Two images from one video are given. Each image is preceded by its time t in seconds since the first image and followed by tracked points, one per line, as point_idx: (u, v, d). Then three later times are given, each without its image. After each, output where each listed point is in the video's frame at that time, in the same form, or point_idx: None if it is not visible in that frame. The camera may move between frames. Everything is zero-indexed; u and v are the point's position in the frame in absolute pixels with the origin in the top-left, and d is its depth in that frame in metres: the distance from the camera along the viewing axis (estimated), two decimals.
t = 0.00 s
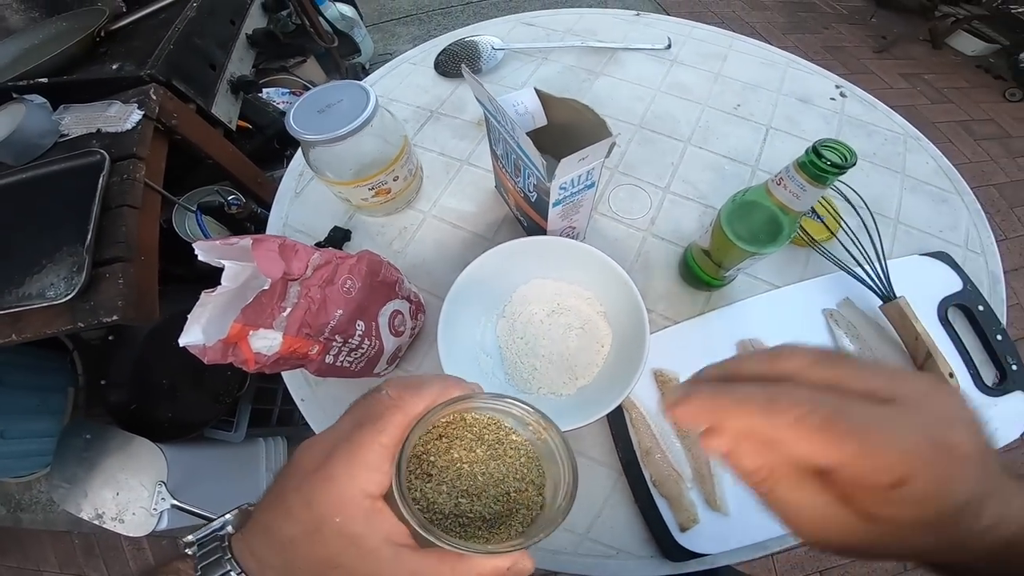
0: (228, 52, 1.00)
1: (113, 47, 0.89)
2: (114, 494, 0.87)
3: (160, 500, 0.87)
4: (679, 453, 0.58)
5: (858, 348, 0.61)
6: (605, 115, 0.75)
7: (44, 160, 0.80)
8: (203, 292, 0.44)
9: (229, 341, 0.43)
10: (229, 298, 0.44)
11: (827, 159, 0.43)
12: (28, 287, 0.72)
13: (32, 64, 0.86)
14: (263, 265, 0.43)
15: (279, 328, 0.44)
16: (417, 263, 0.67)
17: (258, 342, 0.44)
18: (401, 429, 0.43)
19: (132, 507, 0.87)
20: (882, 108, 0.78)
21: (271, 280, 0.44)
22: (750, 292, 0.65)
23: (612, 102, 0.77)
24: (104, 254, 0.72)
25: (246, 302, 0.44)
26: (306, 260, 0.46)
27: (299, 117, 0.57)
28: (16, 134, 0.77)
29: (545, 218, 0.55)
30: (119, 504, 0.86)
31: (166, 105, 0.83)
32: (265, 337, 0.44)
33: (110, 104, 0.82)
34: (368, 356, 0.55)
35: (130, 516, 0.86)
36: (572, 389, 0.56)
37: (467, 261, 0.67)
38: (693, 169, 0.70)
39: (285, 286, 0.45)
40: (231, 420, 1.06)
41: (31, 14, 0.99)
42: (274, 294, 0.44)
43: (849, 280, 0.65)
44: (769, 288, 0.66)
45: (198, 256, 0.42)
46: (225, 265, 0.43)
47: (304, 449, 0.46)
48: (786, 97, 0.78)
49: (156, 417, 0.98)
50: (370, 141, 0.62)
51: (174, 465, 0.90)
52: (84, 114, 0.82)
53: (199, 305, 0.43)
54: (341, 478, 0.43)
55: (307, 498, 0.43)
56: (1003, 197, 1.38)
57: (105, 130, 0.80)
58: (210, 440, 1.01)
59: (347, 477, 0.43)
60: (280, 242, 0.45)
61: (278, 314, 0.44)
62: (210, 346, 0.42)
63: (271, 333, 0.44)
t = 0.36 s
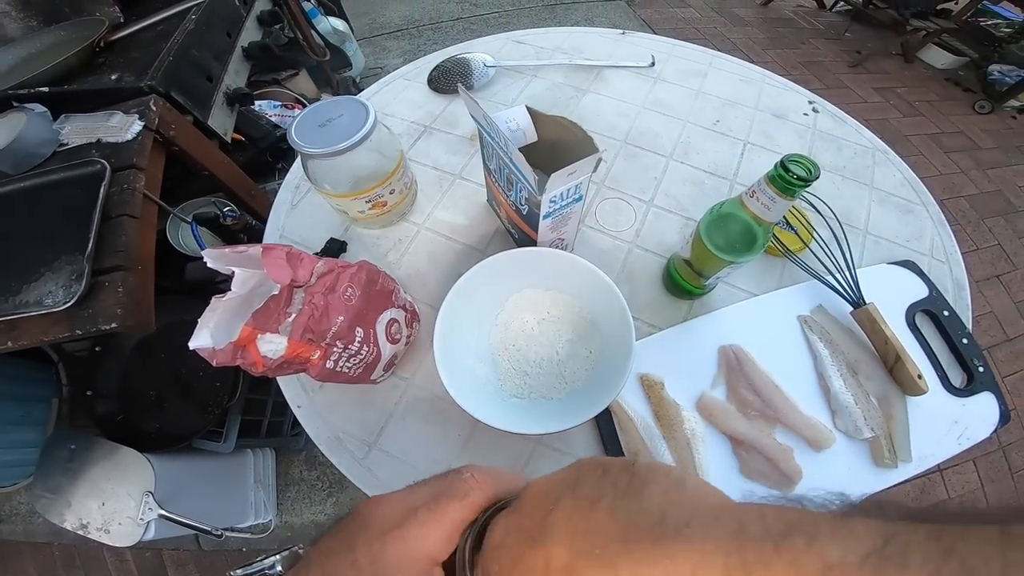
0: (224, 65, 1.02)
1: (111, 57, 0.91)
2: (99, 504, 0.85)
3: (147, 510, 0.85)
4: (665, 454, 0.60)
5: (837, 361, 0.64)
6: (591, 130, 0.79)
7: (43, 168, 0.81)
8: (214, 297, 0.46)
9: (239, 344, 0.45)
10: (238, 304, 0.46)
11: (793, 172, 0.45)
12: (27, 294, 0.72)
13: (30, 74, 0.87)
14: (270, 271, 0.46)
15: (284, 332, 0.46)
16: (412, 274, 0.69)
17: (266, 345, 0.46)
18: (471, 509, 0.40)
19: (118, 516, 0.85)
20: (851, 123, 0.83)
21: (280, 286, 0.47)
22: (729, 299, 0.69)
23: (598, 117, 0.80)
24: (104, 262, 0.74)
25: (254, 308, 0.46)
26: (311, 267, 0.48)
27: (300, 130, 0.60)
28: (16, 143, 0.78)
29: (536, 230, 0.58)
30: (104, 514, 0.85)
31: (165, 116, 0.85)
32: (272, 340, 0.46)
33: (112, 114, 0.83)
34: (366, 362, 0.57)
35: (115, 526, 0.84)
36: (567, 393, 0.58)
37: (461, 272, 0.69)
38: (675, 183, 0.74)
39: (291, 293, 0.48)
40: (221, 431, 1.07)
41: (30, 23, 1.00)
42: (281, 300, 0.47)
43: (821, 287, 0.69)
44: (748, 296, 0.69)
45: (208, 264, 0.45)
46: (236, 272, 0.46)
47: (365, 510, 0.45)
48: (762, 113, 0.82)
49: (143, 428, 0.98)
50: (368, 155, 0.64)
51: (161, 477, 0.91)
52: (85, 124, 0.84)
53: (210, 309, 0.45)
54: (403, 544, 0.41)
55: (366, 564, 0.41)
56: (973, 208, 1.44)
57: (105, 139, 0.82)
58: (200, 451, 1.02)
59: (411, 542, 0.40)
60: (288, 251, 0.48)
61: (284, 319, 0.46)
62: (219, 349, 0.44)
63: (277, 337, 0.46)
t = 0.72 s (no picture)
0: (227, 65, 1.02)
1: (115, 55, 0.91)
2: (84, 507, 0.84)
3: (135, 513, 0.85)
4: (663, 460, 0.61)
5: (829, 363, 0.66)
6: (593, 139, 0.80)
7: (43, 165, 0.80)
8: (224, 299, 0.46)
9: (247, 348, 0.45)
10: (247, 306, 0.46)
11: (795, 187, 0.47)
12: (22, 293, 0.72)
13: (32, 71, 0.87)
14: (282, 275, 0.47)
15: (291, 337, 0.47)
16: (414, 280, 0.70)
17: (274, 350, 0.46)
18: (480, 501, 0.43)
19: (103, 519, 0.84)
20: (846, 137, 0.84)
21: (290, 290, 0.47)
22: (726, 310, 0.70)
23: (600, 127, 0.81)
24: (103, 262, 0.73)
25: (263, 312, 0.47)
26: (320, 272, 0.49)
27: (308, 135, 0.60)
28: (16, 140, 0.78)
29: (540, 239, 0.59)
30: (88, 517, 0.83)
31: (168, 116, 0.85)
32: (279, 345, 0.46)
33: (115, 112, 0.84)
34: (369, 367, 0.57)
35: (100, 529, 0.83)
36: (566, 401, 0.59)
37: (463, 279, 0.70)
38: (674, 195, 0.75)
39: (299, 297, 0.48)
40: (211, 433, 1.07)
41: (32, 19, 1.00)
42: (290, 304, 0.47)
43: (815, 299, 0.71)
44: (744, 307, 0.71)
45: (216, 267, 0.46)
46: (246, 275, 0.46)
47: (382, 501, 0.49)
48: (759, 126, 0.83)
49: (132, 429, 0.98)
50: (373, 161, 0.65)
51: (149, 478, 0.90)
52: (87, 122, 0.84)
53: (218, 312, 0.45)
54: (416, 531, 0.44)
55: (382, 548, 0.45)
56: (960, 221, 1.47)
57: (106, 138, 0.82)
58: (190, 454, 1.02)
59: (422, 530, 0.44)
60: (298, 255, 0.48)
61: (291, 324, 0.47)
62: (227, 352, 0.44)
63: (284, 341, 0.46)
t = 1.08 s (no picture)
0: (226, 69, 1.01)
1: (113, 58, 0.90)
2: (78, 513, 0.85)
3: (130, 519, 0.84)
4: (668, 472, 0.63)
5: (822, 354, 0.65)
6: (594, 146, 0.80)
7: (39, 171, 0.79)
8: (222, 314, 0.46)
9: (249, 363, 0.46)
10: (246, 321, 0.47)
11: (804, 201, 0.46)
12: (16, 301, 0.71)
13: (29, 75, 0.86)
14: (282, 289, 0.47)
15: (291, 351, 0.47)
16: (415, 289, 0.69)
17: (274, 364, 0.46)
18: (446, 370, 0.46)
19: (97, 526, 0.84)
20: (848, 144, 0.84)
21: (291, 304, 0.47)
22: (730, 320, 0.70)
23: (602, 134, 0.81)
24: (99, 270, 0.72)
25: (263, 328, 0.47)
26: (321, 285, 0.49)
27: (308, 142, 0.60)
28: (11, 144, 0.77)
29: (543, 250, 0.58)
30: (82, 523, 0.84)
31: (165, 121, 0.84)
32: (279, 359, 0.46)
33: (112, 118, 0.83)
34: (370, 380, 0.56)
35: (93, 535, 0.83)
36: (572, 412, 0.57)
37: (464, 289, 0.69)
38: (677, 205, 0.74)
39: (299, 311, 0.48)
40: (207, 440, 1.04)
41: (30, 21, 0.99)
42: (291, 319, 0.47)
43: (819, 310, 0.70)
44: (748, 318, 0.70)
45: (215, 280, 0.46)
46: (245, 289, 0.47)
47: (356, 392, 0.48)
48: (761, 134, 0.83)
49: (127, 437, 0.96)
50: (374, 170, 0.64)
51: (144, 484, 0.88)
52: (83, 127, 0.83)
53: (217, 326, 0.46)
54: (396, 404, 0.45)
55: (367, 429, 0.45)
56: (957, 228, 1.47)
57: (102, 144, 0.81)
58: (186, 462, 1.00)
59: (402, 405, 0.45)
60: (299, 269, 0.48)
61: (292, 338, 0.47)
62: (226, 366, 0.45)
63: (285, 355, 0.46)
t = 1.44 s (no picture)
0: (230, 69, 1.00)
1: (117, 58, 0.89)
2: (79, 517, 0.84)
3: (132, 524, 0.83)
4: (682, 482, 0.62)
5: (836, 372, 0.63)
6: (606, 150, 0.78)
7: (40, 173, 0.78)
8: (231, 325, 0.44)
9: (258, 376, 0.44)
10: (256, 332, 0.45)
11: (834, 210, 0.45)
12: (17, 306, 0.70)
13: (32, 74, 0.85)
14: (293, 299, 0.45)
15: (302, 363, 0.46)
16: (424, 296, 0.68)
17: (284, 377, 0.45)
18: (419, 418, 0.44)
19: (98, 529, 0.84)
20: (864, 149, 0.83)
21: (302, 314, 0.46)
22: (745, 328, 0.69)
23: (613, 138, 0.80)
24: (102, 275, 0.71)
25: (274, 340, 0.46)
26: (332, 295, 0.47)
27: (317, 144, 0.58)
28: (13, 145, 0.76)
29: (558, 257, 0.57)
30: (84, 526, 0.84)
31: (169, 122, 0.83)
32: (290, 372, 0.45)
33: (115, 118, 0.81)
34: (380, 390, 0.55)
35: (96, 539, 0.83)
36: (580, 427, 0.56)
37: (474, 296, 0.68)
38: (690, 210, 0.73)
39: (310, 321, 0.46)
40: (211, 445, 1.03)
41: (33, 19, 0.98)
42: (302, 331, 0.46)
43: (836, 319, 0.69)
44: (764, 326, 0.69)
45: (223, 289, 0.44)
46: (257, 299, 0.45)
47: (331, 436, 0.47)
48: (775, 138, 0.82)
49: (129, 441, 0.95)
50: (383, 173, 0.63)
51: (146, 488, 0.87)
52: (86, 127, 0.81)
53: (226, 338, 0.43)
54: (371, 453, 0.43)
55: (343, 477, 0.43)
56: (965, 232, 1.46)
57: (106, 145, 0.80)
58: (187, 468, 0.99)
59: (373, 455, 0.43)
60: (310, 278, 0.47)
61: (302, 350, 0.46)
62: (235, 380, 0.43)
63: (296, 368, 0.45)
